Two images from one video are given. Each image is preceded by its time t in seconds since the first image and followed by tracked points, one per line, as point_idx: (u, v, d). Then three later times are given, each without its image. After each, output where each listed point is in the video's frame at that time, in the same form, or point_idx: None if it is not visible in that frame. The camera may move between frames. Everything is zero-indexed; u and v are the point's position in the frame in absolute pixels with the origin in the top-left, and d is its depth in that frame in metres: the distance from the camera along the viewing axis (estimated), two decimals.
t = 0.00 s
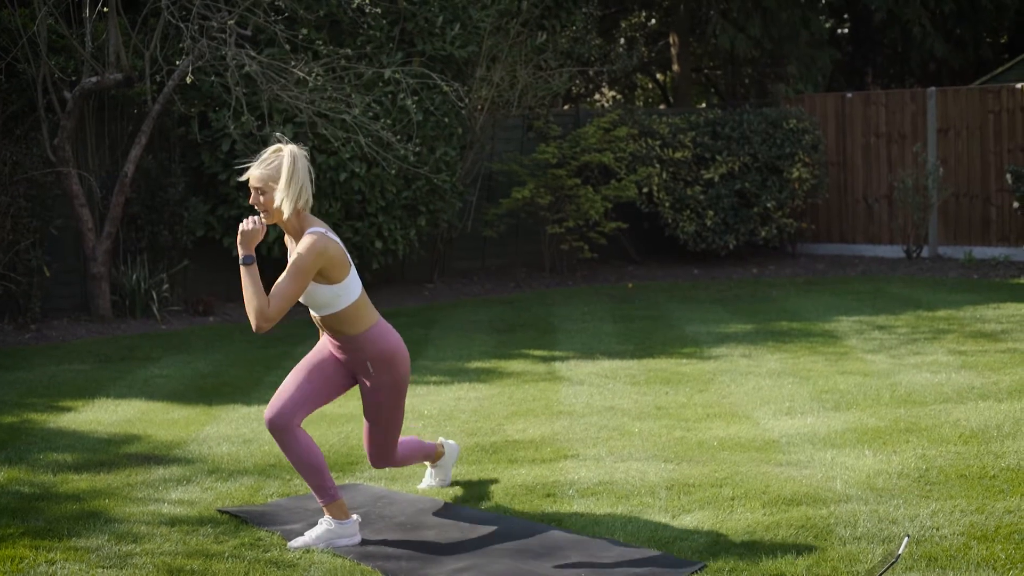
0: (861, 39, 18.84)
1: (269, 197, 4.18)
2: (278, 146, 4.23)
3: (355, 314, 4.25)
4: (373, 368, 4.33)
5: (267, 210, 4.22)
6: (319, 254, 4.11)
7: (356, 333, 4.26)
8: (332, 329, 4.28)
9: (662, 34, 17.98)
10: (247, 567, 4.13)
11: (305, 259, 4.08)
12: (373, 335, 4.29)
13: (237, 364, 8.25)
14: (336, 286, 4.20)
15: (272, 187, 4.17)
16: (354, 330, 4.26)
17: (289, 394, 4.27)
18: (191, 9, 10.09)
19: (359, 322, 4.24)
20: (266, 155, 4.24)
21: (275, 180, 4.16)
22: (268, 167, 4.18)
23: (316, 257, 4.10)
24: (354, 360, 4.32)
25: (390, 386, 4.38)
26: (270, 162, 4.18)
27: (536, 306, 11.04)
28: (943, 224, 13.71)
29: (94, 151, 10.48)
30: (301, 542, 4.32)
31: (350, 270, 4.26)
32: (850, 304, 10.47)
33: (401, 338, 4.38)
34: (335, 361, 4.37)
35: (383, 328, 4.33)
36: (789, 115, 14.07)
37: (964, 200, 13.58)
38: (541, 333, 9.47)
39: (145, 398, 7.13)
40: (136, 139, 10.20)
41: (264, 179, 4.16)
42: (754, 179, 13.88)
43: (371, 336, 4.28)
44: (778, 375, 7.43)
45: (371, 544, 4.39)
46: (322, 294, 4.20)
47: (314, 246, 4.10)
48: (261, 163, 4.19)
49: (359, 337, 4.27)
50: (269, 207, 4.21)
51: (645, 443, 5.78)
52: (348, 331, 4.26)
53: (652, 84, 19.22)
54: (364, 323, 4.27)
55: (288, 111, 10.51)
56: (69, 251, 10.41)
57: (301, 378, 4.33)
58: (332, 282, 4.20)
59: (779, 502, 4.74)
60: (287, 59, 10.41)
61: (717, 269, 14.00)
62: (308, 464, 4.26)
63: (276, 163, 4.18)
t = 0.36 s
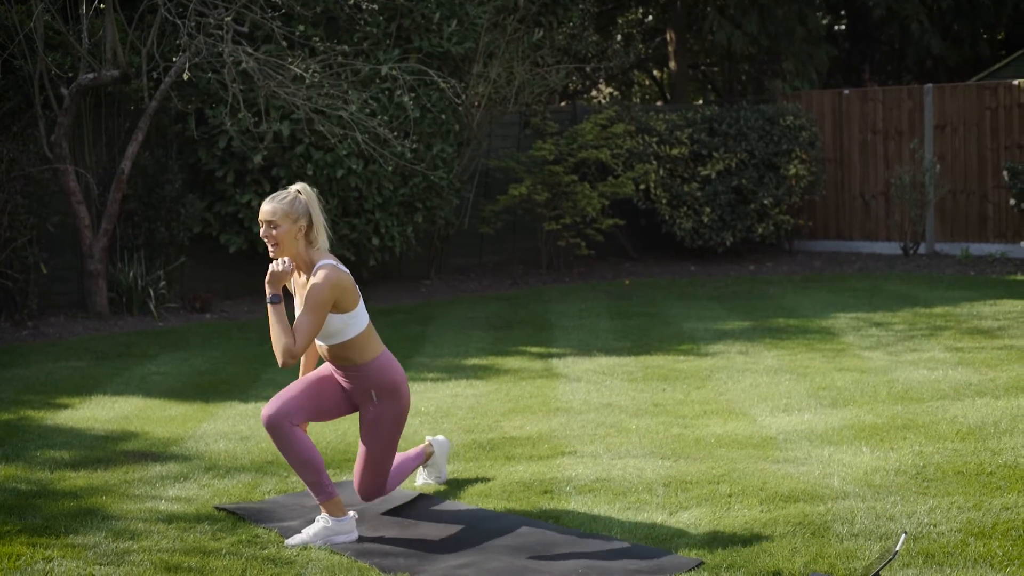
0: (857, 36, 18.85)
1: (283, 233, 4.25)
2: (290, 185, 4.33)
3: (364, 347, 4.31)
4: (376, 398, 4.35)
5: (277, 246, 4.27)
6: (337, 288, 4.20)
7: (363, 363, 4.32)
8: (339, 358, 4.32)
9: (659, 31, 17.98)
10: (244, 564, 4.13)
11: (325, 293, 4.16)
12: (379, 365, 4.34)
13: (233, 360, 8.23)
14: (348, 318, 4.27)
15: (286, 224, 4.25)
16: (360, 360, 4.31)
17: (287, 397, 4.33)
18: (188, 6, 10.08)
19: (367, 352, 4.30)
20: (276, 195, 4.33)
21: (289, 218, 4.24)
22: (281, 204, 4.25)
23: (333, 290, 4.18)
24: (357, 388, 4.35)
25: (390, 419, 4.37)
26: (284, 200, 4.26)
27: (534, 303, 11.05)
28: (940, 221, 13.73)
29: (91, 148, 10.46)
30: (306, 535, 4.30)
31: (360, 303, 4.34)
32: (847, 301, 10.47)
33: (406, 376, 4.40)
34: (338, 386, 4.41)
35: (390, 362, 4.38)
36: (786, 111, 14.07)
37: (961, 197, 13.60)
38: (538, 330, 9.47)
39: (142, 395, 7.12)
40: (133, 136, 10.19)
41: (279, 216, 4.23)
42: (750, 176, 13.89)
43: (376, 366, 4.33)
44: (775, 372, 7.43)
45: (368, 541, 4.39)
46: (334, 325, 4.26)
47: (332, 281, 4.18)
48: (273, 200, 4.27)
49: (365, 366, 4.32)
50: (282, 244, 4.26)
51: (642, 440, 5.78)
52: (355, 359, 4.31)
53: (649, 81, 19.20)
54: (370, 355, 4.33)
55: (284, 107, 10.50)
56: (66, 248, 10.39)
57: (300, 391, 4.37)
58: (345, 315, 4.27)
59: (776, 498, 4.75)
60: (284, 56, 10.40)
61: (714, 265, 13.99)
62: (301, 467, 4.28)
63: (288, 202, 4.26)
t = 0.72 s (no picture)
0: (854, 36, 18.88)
1: (257, 127, 4.09)
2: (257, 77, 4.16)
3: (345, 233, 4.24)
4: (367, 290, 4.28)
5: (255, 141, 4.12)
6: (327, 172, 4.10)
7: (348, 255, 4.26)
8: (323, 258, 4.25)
9: (656, 31, 18.03)
10: (241, 565, 4.12)
11: (319, 179, 4.07)
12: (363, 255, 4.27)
13: (230, 362, 8.23)
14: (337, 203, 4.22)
15: (261, 116, 4.09)
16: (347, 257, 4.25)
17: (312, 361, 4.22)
18: (184, 6, 10.07)
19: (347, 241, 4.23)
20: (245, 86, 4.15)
21: (263, 109, 4.09)
22: (253, 96, 4.08)
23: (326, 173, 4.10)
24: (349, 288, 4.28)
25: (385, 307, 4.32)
26: (254, 92, 4.10)
27: (531, 303, 11.05)
28: (936, 221, 13.74)
29: (87, 148, 10.45)
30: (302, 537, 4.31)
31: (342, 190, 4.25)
32: (844, 302, 10.48)
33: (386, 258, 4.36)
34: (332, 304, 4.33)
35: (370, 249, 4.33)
36: (783, 112, 14.08)
37: (957, 198, 13.60)
38: (535, 331, 9.47)
39: (138, 396, 7.11)
40: (129, 136, 10.18)
41: (252, 108, 4.07)
42: (747, 177, 13.89)
43: (362, 257, 4.27)
44: (772, 373, 7.43)
45: (365, 542, 4.38)
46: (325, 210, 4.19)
47: (321, 163, 4.08)
48: (244, 95, 4.10)
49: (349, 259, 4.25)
50: (259, 137, 4.11)
51: (640, 441, 5.78)
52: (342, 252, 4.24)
53: (646, 81, 19.18)
54: (353, 245, 4.26)
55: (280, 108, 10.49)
56: (62, 248, 10.38)
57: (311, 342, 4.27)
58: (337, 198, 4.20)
59: (774, 500, 4.75)
60: (280, 56, 10.39)
61: (710, 267, 14.01)
62: (334, 448, 4.25)
63: (259, 93, 4.10)
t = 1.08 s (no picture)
0: (854, 43, 18.89)
1: (276, 94, 4.00)
2: (270, 43, 4.07)
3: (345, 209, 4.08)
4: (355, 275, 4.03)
5: (274, 105, 4.01)
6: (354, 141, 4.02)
7: (340, 236, 4.07)
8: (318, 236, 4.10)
9: (655, 37, 18.10)
10: (241, 570, 4.12)
11: (350, 146, 3.99)
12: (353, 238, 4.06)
13: (230, 366, 8.23)
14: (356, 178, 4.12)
15: (281, 80, 4.00)
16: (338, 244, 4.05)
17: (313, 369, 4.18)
18: (185, 11, 10.08)
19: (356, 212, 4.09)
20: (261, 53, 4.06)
21: (283, 74, 4.00)
22: (272, 61, 4.00)
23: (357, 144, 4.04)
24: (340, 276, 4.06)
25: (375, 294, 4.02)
26: (270, 59, 4.00)
27: (531, 309, 11.05)
28: (936, 227, 13.75)
29: (87, 152, 10.45)
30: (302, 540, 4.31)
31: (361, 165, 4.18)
32: (844, 308, 10.48)
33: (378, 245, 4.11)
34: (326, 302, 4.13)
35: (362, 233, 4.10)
36: (782, 118, 14.09)
37: (956, 204, 13.62)
38: (534, 336, 9.47)
39: (138, 401, 7.11)
40: (130, 141, 10.18)
41: (272, 73, 3.99)
42: (747, 183, 13.90)
43: (352, 239, 4.06)
44: (771, 379, 7.44)
45: (365, 547, 4.39)
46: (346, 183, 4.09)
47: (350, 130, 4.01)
48: (261, 60, 4.01)
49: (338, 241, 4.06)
50: (278, 102, 4.01)
51: (639, 447, 5.79)
52: (337, 231, 4.07)
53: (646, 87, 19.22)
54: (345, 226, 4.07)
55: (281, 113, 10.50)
56: (62, 252, 10.38)
57: (311, 347, 4.18)
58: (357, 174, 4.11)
59: (773, 506, 4.75)
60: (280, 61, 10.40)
61: (710, 272, 14.01)
62: (339, 452, 4.30)
63: (277, 57, 4.01)
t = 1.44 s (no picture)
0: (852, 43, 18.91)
1: (307, 97, 3.98)
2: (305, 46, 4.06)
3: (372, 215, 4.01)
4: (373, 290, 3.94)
5: (303, 109, 3.99)
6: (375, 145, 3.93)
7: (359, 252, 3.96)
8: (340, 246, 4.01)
9: (653, 38, 18.12)
10: (239, 572, 4.12)
11: (367, 148, 3.88)
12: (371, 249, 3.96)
13: (228, 369, 8.23)
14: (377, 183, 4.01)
15: (311, 83, 3.97)
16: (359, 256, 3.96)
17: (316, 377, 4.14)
18: (182, 13, 10.08)
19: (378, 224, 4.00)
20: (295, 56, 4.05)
21: (314, 77, 3.98)
22: (304, 64, 3.98)
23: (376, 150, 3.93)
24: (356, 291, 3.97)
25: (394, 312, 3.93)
26: (302, 61, 3.99)
27: (530, 310, 11.05)
28: (934, 228, 13.76)
29: (86, 155, 10.45)
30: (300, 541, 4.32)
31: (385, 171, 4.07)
32: (843, 308, 10.48)
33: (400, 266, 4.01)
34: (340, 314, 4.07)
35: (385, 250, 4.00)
36: (780, 119, 14.09)
37: (954, 204, 13.63)
38: (532, 337, 9.47)
39: (136, 403, 7.11)
40: (128, 143, 10.18)
41: (303, 76, 3.97)
42: (745, 184, 13.90)
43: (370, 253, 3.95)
44: (769, 379, 7.44)
45: (364, 549, 4.38)
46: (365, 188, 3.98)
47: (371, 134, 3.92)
48: (294, 63, 3.99)
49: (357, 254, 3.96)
50: (306, 105, 3.98)
51: (637, 448, 5.79)
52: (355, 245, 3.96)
53: (644, 88, 19.25)
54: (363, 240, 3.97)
55: (279, 115, 10.50)
56: (60, 255, 10.38)
57: (319, 353, 4.14)
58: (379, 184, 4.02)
59: (771, 506, 4.75)
60: (278, 63, 10.41)
61: (708, 273, 14.01)
62: (338, 460, 4.30)
63: (309, 60, 3.99)
